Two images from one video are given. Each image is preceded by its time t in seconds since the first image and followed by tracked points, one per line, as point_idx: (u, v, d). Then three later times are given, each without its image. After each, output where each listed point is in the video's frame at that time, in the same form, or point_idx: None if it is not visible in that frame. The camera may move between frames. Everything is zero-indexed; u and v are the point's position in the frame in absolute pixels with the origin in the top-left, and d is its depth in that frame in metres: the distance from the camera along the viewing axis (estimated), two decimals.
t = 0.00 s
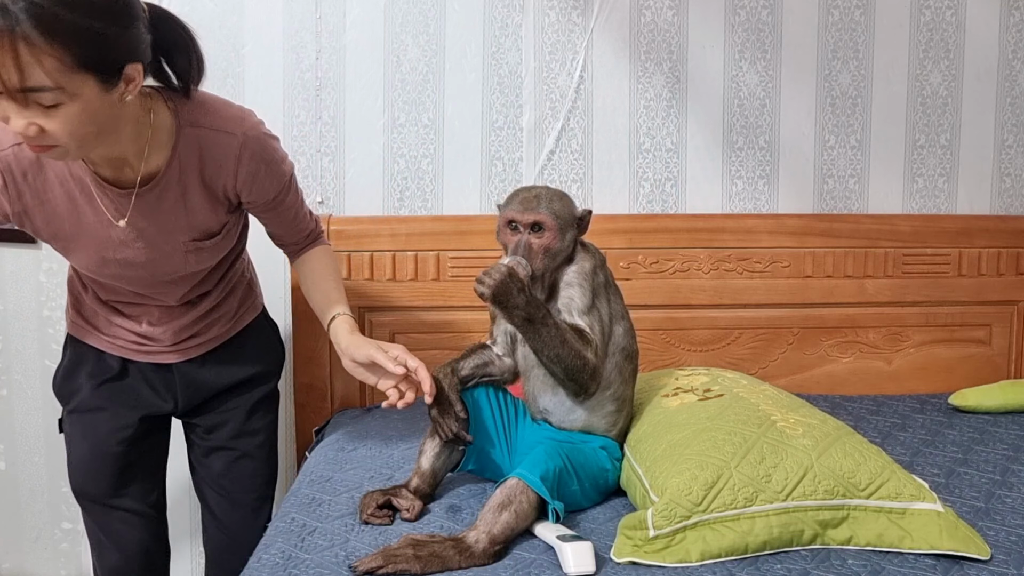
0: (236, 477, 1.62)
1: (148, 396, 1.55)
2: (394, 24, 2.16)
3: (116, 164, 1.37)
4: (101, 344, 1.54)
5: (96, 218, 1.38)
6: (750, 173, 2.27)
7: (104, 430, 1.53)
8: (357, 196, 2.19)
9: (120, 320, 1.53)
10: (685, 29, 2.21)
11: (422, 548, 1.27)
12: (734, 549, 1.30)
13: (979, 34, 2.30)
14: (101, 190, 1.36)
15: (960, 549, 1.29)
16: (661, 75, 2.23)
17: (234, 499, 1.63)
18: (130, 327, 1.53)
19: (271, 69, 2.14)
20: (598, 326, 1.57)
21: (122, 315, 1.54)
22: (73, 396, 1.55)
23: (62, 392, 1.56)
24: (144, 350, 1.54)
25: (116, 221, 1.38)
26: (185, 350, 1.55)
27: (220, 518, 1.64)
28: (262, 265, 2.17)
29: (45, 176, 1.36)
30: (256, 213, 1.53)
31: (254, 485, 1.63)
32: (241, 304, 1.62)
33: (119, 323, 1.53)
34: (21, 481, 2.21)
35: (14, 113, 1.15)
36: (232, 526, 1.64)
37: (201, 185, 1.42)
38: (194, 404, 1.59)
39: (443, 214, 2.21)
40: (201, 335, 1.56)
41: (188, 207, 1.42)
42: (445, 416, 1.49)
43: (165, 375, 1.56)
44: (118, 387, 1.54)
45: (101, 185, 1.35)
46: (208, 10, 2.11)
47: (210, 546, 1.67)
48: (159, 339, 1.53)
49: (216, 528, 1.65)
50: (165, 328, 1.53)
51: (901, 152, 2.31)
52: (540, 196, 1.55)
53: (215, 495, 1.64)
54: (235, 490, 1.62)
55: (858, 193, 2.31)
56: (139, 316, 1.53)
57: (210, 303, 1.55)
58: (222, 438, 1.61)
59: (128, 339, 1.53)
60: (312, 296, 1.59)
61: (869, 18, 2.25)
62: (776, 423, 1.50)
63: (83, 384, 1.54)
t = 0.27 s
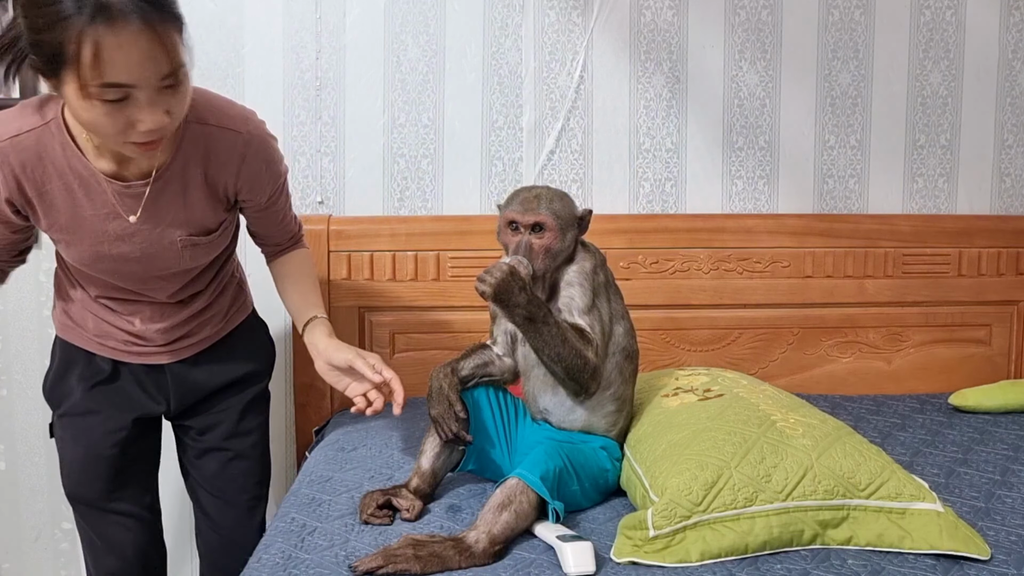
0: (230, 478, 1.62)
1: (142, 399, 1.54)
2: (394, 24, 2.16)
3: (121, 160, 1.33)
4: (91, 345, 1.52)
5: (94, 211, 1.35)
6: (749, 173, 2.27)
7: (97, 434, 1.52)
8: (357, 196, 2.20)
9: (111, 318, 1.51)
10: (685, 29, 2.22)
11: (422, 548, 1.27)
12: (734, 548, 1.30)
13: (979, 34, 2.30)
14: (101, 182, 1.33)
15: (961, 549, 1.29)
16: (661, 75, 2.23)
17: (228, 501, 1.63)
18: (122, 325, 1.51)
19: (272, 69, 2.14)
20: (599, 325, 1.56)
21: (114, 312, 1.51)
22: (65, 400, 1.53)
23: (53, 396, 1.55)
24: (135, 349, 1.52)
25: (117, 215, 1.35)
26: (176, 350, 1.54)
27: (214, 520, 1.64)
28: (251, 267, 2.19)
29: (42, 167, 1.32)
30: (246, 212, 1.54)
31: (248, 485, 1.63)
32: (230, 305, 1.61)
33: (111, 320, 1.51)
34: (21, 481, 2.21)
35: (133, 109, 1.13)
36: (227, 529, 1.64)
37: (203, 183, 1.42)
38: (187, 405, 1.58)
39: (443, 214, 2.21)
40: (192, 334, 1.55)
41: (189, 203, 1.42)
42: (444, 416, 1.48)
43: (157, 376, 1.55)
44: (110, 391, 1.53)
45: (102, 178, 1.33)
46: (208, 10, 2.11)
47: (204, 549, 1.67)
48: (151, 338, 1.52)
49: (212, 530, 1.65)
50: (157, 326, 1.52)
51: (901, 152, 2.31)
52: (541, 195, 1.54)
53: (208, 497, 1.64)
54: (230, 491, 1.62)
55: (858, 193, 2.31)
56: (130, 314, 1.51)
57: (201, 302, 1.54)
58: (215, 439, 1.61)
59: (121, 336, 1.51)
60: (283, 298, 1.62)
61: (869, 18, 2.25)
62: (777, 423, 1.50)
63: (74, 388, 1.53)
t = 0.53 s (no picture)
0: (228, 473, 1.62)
1: (147, 402, 1.52)
2: (394, 24, 2.16)
3: (162, 161, 1.31)
4: (97, 349, 1.47)
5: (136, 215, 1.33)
6: (749, 173, 2.27)
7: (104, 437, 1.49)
8: (357, 196, 2.20)
9: (120, 320, 1.47)
10: (685, 29, 2.21)
11: (422, 548, 1.27)
12: (734, 549, 1.30)
13: (980, 34, 2.30)
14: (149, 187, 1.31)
15: (961, 549, 1.29)
16: (661, 75, 2.23)
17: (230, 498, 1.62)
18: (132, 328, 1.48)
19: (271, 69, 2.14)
20: (598, 325, 1.57)
21: (122, 315, 1.48)
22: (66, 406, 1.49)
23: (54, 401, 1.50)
24: (145, 351, 1.50)
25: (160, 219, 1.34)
26: (184, 350, 1.53)
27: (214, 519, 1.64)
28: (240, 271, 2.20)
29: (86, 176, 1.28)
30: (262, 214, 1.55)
31: (247, 482, 1.63)
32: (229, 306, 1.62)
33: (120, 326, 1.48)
34: (21, 481, 2.21)
35: (224, 112, 1.15)
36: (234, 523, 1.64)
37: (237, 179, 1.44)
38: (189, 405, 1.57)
39: (443, 214, 2.21)
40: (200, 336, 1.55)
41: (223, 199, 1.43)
42: (445, 416, 1.48)
43: (163, 377, 1.53)
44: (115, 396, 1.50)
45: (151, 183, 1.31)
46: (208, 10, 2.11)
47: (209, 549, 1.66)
48: (162, 339, 1.50)
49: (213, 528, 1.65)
50: (169, 327, 1.50)
51: (901, 152, 2.31)
52: (541, 196, 1.54)
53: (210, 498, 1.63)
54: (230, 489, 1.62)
55: (858, 193, 2.31)
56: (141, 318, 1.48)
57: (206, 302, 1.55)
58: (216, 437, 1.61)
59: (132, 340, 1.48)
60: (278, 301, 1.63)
61: (869, 18, 2.25)
62: (776, 423, 1.50)
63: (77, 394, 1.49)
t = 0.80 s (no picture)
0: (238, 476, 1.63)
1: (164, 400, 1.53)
2: (394, 24, 2.16)
3: (218, 164, 1.40)
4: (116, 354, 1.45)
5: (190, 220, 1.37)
6: (749, 173, 2.27)
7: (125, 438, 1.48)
8: (357, 197, 2.20)
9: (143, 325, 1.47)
10: (685, 29, 2.22)
11: (422, 548, 1.27)
12: (734, 549, 1.30)
13: (980, 34, 2.30)
14: (210, 192, 1.36)
15: (961, 549, 1.29)
16: (662, 75, 2.23)
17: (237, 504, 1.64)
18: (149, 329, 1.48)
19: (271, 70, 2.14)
20: (599, 325, 1.57)
21: (139, 316, 1.47)
22: (83, 407, 1.48)
23: (70, 407, 1.48)
24: (158, 352, 1.50)
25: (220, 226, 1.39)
26: (194, 351, 1.55)
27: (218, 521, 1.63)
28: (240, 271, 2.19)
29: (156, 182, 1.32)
30: (286, 219, 1.61)
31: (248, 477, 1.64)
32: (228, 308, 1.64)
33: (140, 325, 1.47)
34: (21, 482, 2.21)
35: (302, 122, 1.27)
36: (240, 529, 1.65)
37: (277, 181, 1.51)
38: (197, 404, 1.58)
39: (442, 214, 2.21)
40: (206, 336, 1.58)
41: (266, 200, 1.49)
42: (444, 416, 1.48)
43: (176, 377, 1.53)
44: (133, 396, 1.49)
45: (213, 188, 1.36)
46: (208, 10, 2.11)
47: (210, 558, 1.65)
48: (179, 341, 1.52)
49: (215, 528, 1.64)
50: (185, 329, 1.52)
51: (901, 152, 2.31)
52: (541, 196, 1.55)
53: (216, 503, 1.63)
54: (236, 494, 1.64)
55: (858, 193, 2.31)
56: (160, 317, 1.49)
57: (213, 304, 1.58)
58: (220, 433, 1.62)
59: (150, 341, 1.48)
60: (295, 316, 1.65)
61: (869, 18, 2.25)
62: (776, 423, 1.50)
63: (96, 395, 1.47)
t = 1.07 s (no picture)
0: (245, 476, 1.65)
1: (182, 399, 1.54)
2: (393, 24, 2.16)
3: (261, 175, 1.42)
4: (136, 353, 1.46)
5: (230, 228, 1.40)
6: (749, 173, 2.27)
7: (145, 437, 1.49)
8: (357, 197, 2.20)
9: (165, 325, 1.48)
10: (685, 29, 2.22)
11: (422, 548, 1.27)
12: (734, 549, 1.30)
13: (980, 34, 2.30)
14: (255, 205, 1.39)
15: (961, 549, 1.29)
16: (662, 75, 2.23)
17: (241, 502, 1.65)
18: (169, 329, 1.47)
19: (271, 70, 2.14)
20: (599, 326, 1.57)
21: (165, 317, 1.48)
22: (102, 406, 1.48)
23: (87, 406, 1.48)
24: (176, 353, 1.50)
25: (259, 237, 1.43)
26: (206, 352, 1.56)
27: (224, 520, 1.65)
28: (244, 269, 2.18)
29: (206, 190, 1.35)
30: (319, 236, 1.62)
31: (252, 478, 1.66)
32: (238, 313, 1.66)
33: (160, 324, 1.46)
34: (22, 482, 2.21)
35: (355, 146, 1.31)
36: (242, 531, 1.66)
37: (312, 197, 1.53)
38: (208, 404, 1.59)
39: (443, 214, 2.21)
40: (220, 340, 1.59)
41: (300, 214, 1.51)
42: (444, 416, 1.48)
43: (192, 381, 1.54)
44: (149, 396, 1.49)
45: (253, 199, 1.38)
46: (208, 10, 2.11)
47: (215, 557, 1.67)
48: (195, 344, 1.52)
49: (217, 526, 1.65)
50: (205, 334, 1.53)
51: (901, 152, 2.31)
52: (542, 197, 1.54)
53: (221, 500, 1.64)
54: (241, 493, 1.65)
55: (858, 193, 2.31)
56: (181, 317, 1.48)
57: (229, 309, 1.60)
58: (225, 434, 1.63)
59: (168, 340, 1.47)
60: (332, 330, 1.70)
61: (869, 17, 2.25)
62: (776, 423, 1.50)
63: (115, 394, 1.48)
